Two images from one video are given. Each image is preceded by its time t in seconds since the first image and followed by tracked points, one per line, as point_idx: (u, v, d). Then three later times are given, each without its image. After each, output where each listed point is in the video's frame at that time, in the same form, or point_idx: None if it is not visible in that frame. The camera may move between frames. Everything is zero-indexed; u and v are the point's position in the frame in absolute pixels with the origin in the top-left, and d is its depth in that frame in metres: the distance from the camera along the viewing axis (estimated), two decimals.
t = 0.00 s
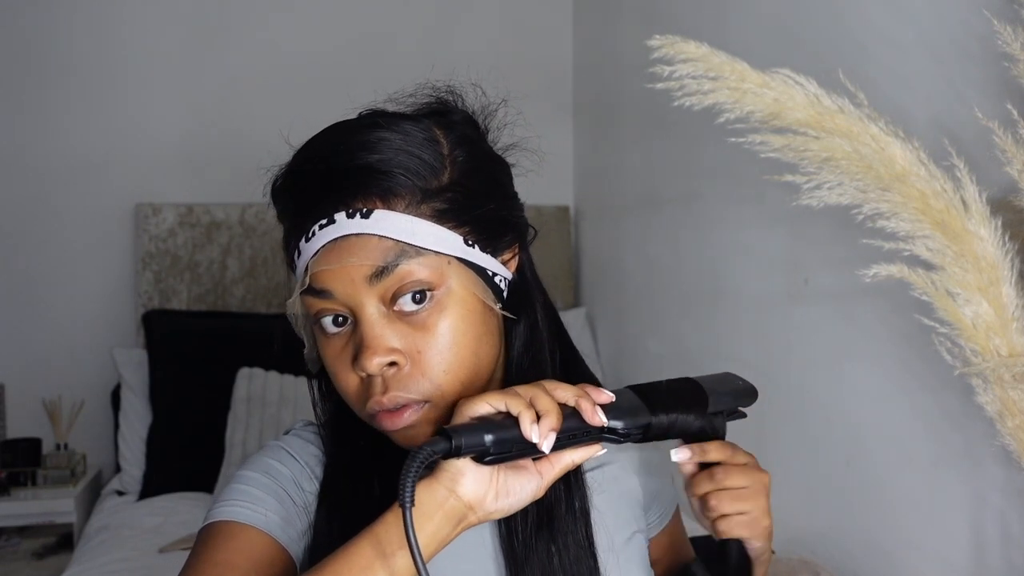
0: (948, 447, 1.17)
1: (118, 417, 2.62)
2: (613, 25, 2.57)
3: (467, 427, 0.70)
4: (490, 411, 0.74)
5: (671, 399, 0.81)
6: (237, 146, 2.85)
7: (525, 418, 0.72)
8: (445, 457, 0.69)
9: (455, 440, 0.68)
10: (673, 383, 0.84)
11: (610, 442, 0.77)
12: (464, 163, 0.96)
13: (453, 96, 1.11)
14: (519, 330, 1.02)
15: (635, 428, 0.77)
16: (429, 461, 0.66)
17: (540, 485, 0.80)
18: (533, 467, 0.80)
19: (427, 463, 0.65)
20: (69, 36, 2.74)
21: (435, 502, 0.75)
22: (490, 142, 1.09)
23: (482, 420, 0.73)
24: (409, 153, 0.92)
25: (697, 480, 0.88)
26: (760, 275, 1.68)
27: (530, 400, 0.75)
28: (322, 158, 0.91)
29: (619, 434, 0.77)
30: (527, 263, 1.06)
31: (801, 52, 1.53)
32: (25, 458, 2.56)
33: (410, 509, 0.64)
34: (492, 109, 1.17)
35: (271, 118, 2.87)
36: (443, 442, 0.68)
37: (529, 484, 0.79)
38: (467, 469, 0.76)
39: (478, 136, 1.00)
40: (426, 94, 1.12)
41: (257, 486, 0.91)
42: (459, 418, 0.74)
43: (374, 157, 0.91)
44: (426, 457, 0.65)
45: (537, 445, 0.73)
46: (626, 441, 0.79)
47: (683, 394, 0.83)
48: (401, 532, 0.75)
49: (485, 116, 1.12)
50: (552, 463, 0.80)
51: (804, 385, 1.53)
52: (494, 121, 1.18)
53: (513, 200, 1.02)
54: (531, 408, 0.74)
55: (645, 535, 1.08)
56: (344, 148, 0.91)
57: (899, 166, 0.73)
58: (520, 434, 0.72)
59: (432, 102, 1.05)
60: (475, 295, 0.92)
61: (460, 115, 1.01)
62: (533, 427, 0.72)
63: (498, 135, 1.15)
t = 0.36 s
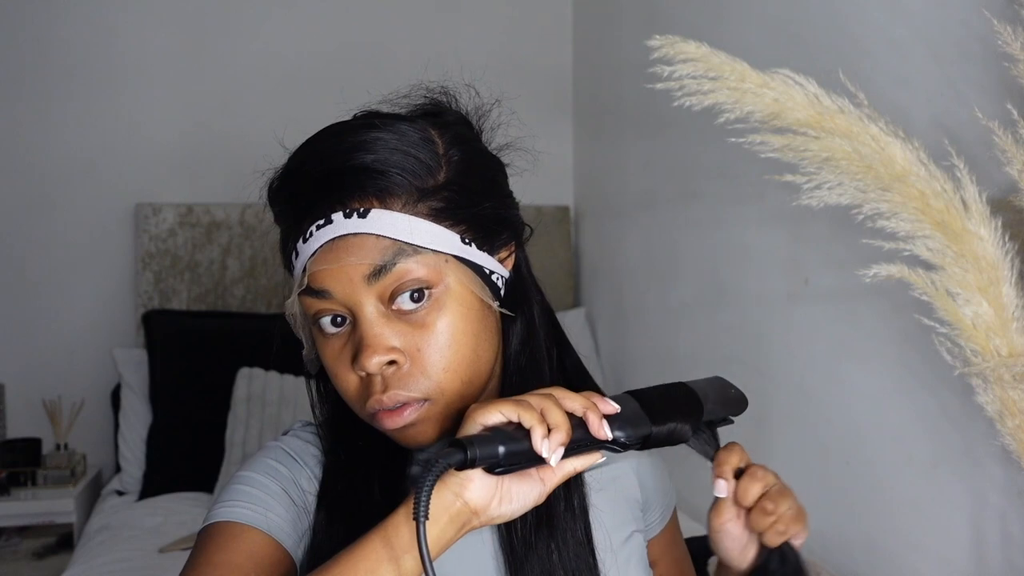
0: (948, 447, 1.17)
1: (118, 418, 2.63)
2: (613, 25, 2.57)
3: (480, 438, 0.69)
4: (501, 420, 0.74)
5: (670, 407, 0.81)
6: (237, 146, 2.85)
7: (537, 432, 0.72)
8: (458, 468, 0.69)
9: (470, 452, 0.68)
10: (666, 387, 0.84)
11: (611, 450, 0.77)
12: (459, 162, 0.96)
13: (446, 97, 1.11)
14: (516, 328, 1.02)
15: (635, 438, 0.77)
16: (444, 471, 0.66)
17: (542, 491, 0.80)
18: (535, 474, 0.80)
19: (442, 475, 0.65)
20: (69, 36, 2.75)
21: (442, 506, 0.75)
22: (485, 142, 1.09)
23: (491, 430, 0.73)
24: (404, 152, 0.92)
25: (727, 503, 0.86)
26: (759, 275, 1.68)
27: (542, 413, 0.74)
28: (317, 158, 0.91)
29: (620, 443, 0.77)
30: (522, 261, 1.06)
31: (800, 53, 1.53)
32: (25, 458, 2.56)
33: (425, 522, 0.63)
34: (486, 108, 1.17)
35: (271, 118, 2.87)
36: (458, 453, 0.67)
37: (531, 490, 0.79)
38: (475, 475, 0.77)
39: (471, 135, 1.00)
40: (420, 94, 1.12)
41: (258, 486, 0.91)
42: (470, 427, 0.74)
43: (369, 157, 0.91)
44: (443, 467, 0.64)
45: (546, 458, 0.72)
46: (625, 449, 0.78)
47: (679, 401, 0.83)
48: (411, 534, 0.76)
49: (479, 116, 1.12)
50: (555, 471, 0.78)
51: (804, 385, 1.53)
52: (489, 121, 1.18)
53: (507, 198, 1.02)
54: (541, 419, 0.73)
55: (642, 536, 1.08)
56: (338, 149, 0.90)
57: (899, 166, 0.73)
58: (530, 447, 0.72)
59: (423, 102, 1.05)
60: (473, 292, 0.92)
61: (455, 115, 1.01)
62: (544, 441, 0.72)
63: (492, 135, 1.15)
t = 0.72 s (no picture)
0: (948, 446, 1.17)
1: (118, 418, 2.63)
2: (613, 25, 2.57)
3: (471, 432, 0.69)
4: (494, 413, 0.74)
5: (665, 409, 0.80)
6: (237, 146, 2.85)
7: (528, 427, 0.72)
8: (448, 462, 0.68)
9: (460, 446, 0.67)
10: (661, 390, 0.83)
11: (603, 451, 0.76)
12: (454, 162, 0.96)
13: (442, 98, 1.11)
14: (510, 329, 1.02)
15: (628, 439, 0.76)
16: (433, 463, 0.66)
17: (532, 488, 0.79)
18: (528, 470, 0.79)
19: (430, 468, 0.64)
20: (69, 37, 2.75)
21: (430, 500, 0.75)
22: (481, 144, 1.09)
23: (483, 424, 0.72)
24: (398, 151, 0.92)
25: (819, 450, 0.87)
26: (760, 276, 1.68)
27: (534, 408, 0.74)
28: (310, 158, 0.91)
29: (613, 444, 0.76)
30: (518, 261, 1.06)
31: (800, 53, 1.53)
32: (25, 458, 2.56)
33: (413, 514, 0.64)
34: (484, 110, 1.17)
35: (271, 117, 2.87)
36: (448, 447, 0.67)
37: (522, 487, 0.79)
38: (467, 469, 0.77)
39: (466, 136, 1.00)
40: (417, 96, 1.12)
41: (255, 484, 0.91)
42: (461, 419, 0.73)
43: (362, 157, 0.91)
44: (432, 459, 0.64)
45: (537, 454, 0.72)
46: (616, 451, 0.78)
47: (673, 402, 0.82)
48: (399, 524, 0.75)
49: (476, 118, 1.13)
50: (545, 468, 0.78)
51: (804, 386, 1.53)
52: (486, 122, 1.19)
53: (503, 199, 1.02)
54: (532, 414, 0.73)
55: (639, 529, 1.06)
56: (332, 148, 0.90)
57: (899, 166, 0.73)
58: (521, 442, 0.71)
59: (420, 104, 1.05)
60: (466, 293, 0.92)
61: (451, 116, 1.01)
62: (535, 436, 0.71)
63: (489, 136, 1.15)
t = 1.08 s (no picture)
0: (948, 446, 1.17)
1: (118, 418, 2.63)
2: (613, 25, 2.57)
3: (458, 423, 0.67)
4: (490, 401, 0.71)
5: (677, 389, 0.78)
6: (237, 145, 2.85)
7: (521, 413, 0.70)
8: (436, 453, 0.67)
9: (445, 436, 0.66)
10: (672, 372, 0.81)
11: (615, 435, 0.74)
12: (472, 163, 0.96)
13: (464, 94, 1.10)
14: (528, 330, 1.02)
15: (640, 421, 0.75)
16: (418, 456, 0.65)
17: (537, 475, 0.77)
18: (529, 458, 0.77)
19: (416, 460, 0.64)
20: (70, 36, 2.75)
21: (426, 488, 0.73)
22: (503, 142, 1.09)
23: (477, 413, 0.70)
24: (417, 152, 0.92)
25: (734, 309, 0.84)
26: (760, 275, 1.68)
27: (530, 394, 0.72)
28: (329, 158, 0.91)
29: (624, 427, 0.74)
30: (536, 262, 1.06)
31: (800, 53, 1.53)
32: (25, 458, 2.56)
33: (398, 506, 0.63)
34: (506, 106, 1.16)
35: (271, 117, 2.87)
36: (434, 437, 0.66)
37: (524, 474, 0.76)
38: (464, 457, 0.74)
39: (486, 135, 1.00)
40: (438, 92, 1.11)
41: (263, 473, 0.91)
42: (455, 410, 0.71)
43: (380, 159, 0.90)
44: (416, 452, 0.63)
45: (532, 439, 0.70)
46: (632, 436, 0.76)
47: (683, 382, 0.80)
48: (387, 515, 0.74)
49: (498, 115, 1.12)
50: (550, 456, 0.76)
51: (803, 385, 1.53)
52: (508, 119, 1.18)
53: (521, 200, 1.01)
54: (528, 400, 0.71)
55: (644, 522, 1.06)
56: (350, 150, 0.90)
57: (899, 167, 0.73)
58: (515, 430, 0.69)
59: (442, 101, 1.05)
60: (480, 295, 0.92)
61: (472, 115, 1.00)
62: (528, 421, 0.69)
63: (510, 133, 1.14)
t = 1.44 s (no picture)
0: (948, 446, 1.17)
1: (118, 418, 2.63)
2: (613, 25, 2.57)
3: (456, 404, 0.66)
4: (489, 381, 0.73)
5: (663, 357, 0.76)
6: (237, 145, 2.85)
7: (512, 382, 0.71)
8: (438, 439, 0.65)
9: (444, 419, 0.65)
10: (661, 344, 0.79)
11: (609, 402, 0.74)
12: (471, 164, 0.96)
13: (459, 93, 1.11)
14: (528, 329, 1.02)
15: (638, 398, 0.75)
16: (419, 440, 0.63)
17: (549, 465, 0.79)
18: (538, 448, 0.80)
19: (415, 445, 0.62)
20: (70, 37, 2.75)
21: (447, 502, 0.73)
22: (499, 141, 1.09)
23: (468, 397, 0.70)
24: (416, 153, 0.92)
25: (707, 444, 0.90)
26: (760, 275, 1.68)
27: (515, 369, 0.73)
28: (328, 160, 0.90)
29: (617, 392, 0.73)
30: (536, 262, 1.06)
31: (800, 53, 1.53)
32: (25, 458, 2.56)
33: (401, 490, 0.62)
34: (501, 106, 1.16)
35: (271, 117, 2.87)
36: (433, 420, 0.64)
37: (538, 465, 0.78)
38: (478, 465, 0.74)
39: (483, 135, 1.00)
40: (434, 92, 1.11)
41: (264, 490, 0.90)
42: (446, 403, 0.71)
43: (380, 160, 0.90)
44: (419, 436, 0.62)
45: (532, 404, 0.70)
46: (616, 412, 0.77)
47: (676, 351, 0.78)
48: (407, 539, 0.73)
49: (494, 113, 1.12)
50: (558, 438, 0.79)
51: (803, 384, 1.53)
52: (504, 117, 1.19)
53: (519, 199, 1.02)
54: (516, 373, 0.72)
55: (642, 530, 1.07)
56: (349, 151, 0.90)
57: (899, 167, 0.73)
58: (514, 399, 0.70)
59: (436, 100, 1.05)
60: (480, 295, 0.92)
61: (468, 115, 1.01)
62: (521, 387, 0.70)
63: (504, 132, 1.15)
